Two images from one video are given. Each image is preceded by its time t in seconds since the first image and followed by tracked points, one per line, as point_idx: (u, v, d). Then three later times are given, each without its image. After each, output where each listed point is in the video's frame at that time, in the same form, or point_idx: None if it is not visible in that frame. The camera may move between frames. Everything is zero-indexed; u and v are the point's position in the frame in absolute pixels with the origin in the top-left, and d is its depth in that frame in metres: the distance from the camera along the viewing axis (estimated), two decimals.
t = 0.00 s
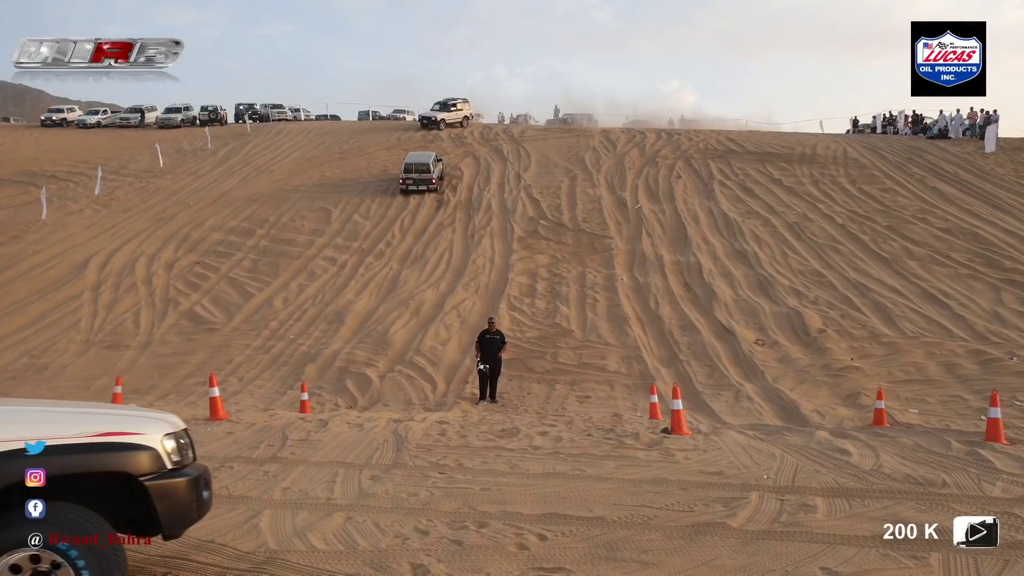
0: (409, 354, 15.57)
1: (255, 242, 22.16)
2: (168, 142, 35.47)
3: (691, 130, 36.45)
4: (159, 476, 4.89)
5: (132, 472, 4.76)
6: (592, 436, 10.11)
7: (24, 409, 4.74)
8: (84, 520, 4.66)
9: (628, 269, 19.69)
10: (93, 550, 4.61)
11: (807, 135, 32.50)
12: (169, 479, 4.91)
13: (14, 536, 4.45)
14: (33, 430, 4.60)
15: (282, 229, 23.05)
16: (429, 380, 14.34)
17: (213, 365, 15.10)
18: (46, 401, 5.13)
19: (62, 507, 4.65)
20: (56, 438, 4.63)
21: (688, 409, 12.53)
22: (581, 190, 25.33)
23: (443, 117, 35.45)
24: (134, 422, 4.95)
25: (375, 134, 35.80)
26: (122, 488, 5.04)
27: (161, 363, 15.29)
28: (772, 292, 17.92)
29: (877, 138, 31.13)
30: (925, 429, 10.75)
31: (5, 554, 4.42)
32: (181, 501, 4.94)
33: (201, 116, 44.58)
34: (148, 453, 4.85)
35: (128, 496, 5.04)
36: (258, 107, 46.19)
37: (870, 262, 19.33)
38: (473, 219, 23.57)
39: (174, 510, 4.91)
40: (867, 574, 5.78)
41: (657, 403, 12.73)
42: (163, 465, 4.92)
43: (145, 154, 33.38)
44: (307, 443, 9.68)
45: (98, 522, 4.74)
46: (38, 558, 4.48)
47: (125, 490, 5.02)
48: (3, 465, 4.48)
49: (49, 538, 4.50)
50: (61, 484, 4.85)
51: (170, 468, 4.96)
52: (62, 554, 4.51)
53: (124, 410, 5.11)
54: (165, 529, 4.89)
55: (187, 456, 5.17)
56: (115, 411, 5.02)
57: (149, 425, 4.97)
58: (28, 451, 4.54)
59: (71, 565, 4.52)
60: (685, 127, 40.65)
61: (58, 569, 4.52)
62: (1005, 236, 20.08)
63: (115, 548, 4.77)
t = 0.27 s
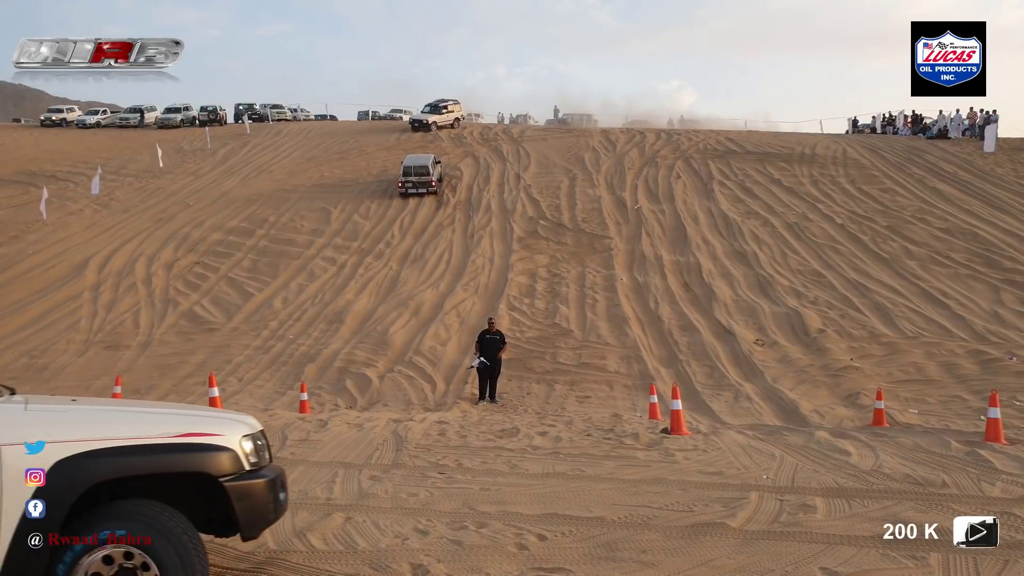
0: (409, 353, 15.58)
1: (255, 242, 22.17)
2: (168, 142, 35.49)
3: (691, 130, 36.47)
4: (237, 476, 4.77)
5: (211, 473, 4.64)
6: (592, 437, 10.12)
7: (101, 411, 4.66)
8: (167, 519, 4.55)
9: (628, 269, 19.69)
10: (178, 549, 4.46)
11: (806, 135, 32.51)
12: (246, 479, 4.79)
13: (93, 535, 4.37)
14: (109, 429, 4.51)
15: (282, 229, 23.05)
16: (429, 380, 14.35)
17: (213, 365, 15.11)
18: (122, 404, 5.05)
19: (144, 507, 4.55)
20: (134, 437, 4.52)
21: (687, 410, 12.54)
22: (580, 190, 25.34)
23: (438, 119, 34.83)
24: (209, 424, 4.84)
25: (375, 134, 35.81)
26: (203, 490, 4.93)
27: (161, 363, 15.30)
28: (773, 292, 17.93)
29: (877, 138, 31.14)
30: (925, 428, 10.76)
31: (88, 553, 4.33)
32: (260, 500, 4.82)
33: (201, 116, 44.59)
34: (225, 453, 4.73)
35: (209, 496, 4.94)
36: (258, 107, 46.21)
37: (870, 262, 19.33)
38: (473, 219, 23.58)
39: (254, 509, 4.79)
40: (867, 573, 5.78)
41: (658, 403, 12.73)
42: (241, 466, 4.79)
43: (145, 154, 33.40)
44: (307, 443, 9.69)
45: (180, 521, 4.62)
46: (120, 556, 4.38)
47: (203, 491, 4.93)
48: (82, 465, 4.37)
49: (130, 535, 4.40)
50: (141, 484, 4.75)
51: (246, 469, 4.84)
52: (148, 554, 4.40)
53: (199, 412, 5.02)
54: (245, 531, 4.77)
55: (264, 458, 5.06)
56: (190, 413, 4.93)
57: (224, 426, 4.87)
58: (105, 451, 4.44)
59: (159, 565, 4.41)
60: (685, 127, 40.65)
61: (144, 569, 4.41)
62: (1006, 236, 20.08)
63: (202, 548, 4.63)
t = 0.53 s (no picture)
0: (408, 353, 15.58)
1: (255, 242, 22.17)
2: (167, 142, 35.50)
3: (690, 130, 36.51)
4: (309, 474, 4.66)
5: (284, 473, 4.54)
6: (592, 436, 10.12)
7: (177, 408, 4.57)
8: (243, 517, 4.47)
9: (628, 269, 19.70)
10: (253, 547, 4.38)
11: (805, 135, 32.54)
12: (318, 478, 4.68)
13: (170, 534, 4.30)
14: (185, 427, 4.42)
15: (281, 229, 23.06)
16: (428, 380, 14.34)
17: (212, 365, 15.11)
18: (192, 399, 4.95)
19: (220, 505, 4.47)
20: (211, 436, 4.45)
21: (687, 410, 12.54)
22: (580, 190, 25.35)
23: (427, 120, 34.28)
24: (281, 422, 4.73)
25: (375, 134, 35.83)
26: (274, 487, 4.83)
27: (161, 363, 15.29)
28: (773, 292, 17.93)
29: (876, 138, 31.16)
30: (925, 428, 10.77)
31: (166, 551, 4.27)
32: (333, 498, 4.72)
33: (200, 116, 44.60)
34: (300, 452, 4.62)
35: (280, 493, 4.84)
36: (258, 108, 46.24)
37: (870, 262, 19.34)
38: (473, 219, 23.58)
39: (326, 508, 4.69)
40: (867, 573, 5.78)
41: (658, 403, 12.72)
42: (314, 464, 4.68)
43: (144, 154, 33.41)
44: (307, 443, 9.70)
45: (254, 519, 4.54)
46: (197, 553, 4.32)
47: (273, 488, 4.83)
48: (161, 463, 4.29)
49: (208, 533, 4.33)
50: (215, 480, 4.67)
51: (319, 467, 4.72)
52: (226, 552, 4.33)
53: (271, 409, 4.91)
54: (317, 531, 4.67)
55: (335, 455, 4.94)
56: (262, 411, 4.83)
57: (297, 424, 4.76)
58: (184, 450, 4.37)
59: (236, 563, 4.33)
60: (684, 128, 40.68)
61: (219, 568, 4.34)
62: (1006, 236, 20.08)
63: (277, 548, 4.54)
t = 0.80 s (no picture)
0: (408, 354, 15.58)
1: (255, 242, 22.17)
2: (167, 142, 35.52)
3: (689, 130, 36.52)
4: (375, 472, 4.55)
5: (349, 470, 4.44)
6: (591, 437, 10.12)
7: (247, 406, 4.54)
8: (310, 514, 4.40)
9: (628, 269, 19.69)
10: (322, 546, 4.29)
11: (805, 135, 32.54)
12: (383, 476, 4.56)
13: (238, 533, 4.26)
14: (252, 424, 4.39)
15: (282, 229, 23.06)
16: (428, 380, 14.35)
17: (212, 366, 15.12)
18: (270, 399, 4.94)
19: (289, 503, 4.41)
20: (276, 433, 4.39)
21: (687, 410, 12.53)
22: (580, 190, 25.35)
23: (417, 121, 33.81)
24: (349, 420, 4.65)
25: (375, 134, 35.83)
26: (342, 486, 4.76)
27: (160, 363, 15.29)
28: (773, 292, 17.93)
29: (876, 138, 31.16)
30: (925, 428, 10.76)
31: (234, 548, 4.24)
32: (399, 497, 4.59)
33: (200, 116, 44.59)
34: (365, 449, 4.52)
35: (352, 492, 4.76)
36: (257, 108, 46.23)
37: (870, 262, 19.34)
38: (473, 219, 23.58)
39: (392, 506, 4.57)
40: (867, 573, 5.77)
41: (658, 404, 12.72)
42: (379, 463, 4.58)
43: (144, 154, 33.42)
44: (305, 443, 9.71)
45: (321, 518, 4.46)
46: (265, 550, 4.27)
47: (344, 487, 4.76)
48: (228, 460, 4.27)
49: (273, 530, 4.27)
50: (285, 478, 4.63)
51: (384, 465, 4.62)
52: (292, 549, 4.26)
53: (343, 408, 4.84)
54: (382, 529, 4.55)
55: (400, 453, 4.84)
56: (330, 409, 4.76)
57: (364, 422, 4.67)
58: (251, 448, 4.33)
59: (303, 561, 4.26)
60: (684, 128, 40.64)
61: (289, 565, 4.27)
62: (1005, 237, 20.08)
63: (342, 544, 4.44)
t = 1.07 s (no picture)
0: (408, 353, 15.58)
1: (255, 242, 22.17)
2: (167, 142, 35.54)
3: (689, 130, 36.55)
4: (436, 475, 4.38)
5: (409, 472, 4.27)
6: (591, 436, 10.13)
7: (309, 407, 4.38)
8: (374, 515, 4.24)
9: (628, 269, 19.68)
10: (387, 549, 4.13)
11: (805, 135, 32.55)
12: (444, 478, 4.39)
13: (301, 536, 4.10)
14: (314, 425, 4.23)
15: (282, 229, 23.08)
16: (428, 380, 14.34)
17: (211, 365, 15.12)
18: (327, 398, 4.78)
19: (351, 504, 4.25)
20: (339, 434, 4.23)
21: (687, 410, 12.53)
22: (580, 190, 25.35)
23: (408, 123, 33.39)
24: (408, 420, 4.49)
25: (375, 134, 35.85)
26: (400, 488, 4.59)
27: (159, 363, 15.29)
28: (773, 292, 17.93)
29: (876, 138, 31.17)
30: (926, 428, 10.75)
31: (296, 551, 4.10)
32: (459, 500, 4.43)
33: (201, 116, 44.61)
34: (427, 451, 4.35)
35: (411, 494, 4.60)
36: (257, 107, 46.27)
37: (870, 262, 19.34)
38: (473, 219, 23.59)
39: (452, 509, 4.40)
40: (867, 572, 5.77)
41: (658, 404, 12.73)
42: (439, 465, 4.41)
43: (144, 154, 33.44)
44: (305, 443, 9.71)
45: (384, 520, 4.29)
46: (328, 552, 4.12)
47: (403, 487, 4.59)
48: (292, 461, 4.11)
49: (337, 533, 4.11)
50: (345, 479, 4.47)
51: (443, 467, 4.44)
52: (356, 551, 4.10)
53: (401, 409, 4.68)
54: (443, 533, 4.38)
55: (458, 456, 4.66)
56: (388, 410, 4.59)
57: (423, 422, 4.50)
58: (314, 449, 4.17)
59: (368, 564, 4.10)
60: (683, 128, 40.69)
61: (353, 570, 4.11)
62: (1005, 237, 20.08)
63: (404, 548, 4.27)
